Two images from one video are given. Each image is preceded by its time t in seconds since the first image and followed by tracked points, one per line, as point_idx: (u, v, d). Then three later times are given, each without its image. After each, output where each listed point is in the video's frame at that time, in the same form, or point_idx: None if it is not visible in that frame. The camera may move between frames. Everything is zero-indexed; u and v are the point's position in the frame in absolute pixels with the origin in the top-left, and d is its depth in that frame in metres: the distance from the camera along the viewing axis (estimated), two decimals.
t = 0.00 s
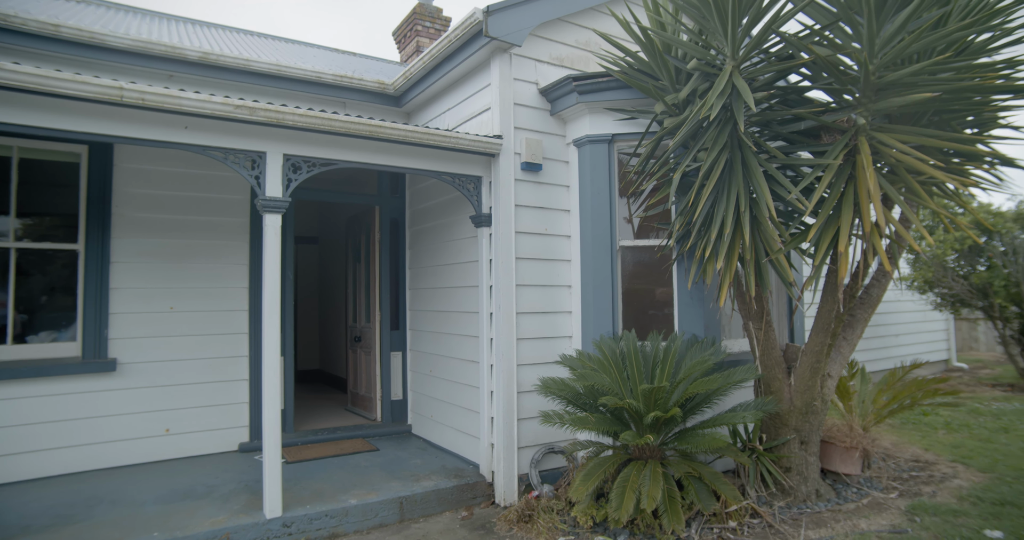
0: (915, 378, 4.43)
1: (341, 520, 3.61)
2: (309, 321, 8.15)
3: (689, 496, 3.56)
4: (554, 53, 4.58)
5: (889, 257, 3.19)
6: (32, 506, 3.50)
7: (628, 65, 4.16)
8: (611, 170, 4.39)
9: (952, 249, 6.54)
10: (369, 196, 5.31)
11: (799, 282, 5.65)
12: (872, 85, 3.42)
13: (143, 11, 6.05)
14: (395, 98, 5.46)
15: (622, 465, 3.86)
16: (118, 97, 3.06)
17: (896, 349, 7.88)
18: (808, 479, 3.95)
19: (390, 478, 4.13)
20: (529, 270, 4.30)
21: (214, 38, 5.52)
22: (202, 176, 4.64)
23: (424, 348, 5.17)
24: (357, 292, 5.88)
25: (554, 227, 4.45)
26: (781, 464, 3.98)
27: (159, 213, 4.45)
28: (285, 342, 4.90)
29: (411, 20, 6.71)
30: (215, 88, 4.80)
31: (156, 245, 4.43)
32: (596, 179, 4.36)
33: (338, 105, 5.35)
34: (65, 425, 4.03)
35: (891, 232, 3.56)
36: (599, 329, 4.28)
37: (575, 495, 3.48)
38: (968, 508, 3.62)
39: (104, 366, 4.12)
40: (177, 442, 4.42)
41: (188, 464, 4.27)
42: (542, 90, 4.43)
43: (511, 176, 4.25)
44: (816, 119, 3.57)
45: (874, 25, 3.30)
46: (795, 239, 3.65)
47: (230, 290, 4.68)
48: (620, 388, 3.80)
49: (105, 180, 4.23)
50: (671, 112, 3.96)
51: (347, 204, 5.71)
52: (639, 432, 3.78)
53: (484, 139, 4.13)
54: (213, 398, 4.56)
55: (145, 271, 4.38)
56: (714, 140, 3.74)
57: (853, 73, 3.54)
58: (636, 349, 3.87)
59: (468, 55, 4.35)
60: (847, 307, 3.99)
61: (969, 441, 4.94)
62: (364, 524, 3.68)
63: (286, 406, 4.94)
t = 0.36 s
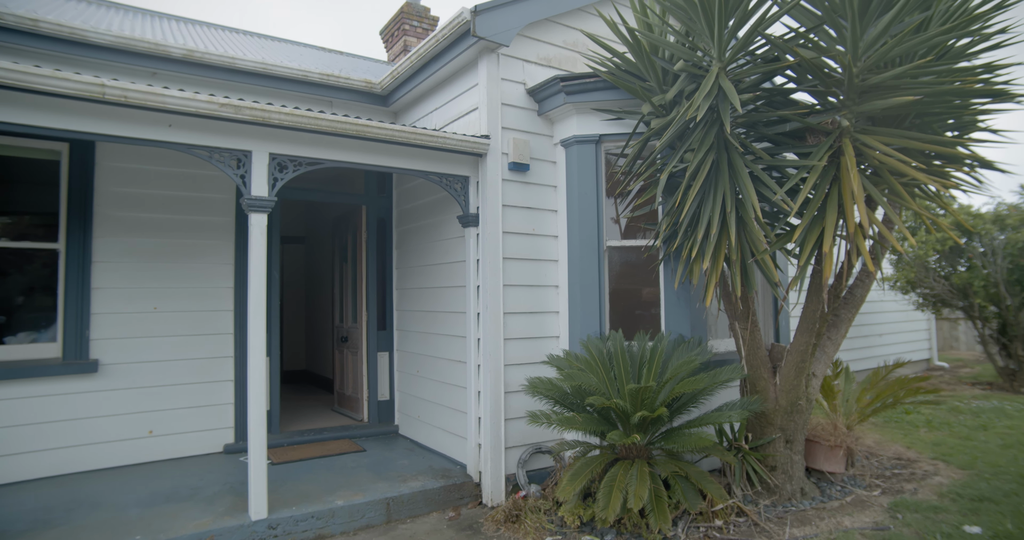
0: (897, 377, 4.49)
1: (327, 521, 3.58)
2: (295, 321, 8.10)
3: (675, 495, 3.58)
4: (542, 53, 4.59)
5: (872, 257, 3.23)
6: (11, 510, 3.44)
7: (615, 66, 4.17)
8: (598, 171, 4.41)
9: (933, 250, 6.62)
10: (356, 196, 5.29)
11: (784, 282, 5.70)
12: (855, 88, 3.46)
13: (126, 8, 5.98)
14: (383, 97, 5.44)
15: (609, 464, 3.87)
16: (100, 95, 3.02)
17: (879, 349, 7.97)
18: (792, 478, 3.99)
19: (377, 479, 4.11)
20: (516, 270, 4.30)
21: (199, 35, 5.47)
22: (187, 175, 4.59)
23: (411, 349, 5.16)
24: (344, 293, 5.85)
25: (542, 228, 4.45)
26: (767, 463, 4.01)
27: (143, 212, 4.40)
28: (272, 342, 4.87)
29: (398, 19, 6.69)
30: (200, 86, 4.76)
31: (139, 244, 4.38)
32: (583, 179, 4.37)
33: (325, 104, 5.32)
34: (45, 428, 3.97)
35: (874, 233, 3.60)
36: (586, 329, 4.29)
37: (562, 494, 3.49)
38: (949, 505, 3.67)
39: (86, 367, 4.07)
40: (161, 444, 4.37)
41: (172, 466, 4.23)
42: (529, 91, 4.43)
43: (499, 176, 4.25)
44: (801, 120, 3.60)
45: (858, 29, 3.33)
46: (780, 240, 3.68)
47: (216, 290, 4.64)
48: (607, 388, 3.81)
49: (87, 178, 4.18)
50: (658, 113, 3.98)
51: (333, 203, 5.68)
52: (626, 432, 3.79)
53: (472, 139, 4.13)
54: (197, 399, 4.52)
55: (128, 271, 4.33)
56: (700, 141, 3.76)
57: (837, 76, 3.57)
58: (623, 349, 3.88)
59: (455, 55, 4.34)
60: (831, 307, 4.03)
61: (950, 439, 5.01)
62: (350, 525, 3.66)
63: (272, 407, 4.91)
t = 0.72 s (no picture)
0: (884, 376, 4.53)
1: (317, 522, 3.57)
2: (285, 321, 8.06)
3: (664, 495, 3.59)
4: (533, 53, 4.59)
5: (860, 257, 3.25)
6: None
7: (606, 67, 4.18)
8: (588, 171, 4.42)
9: (919, 250, 6.68)
10: (346, 196, 5.27)
11: (772, 282, 5.73)
12: (842, 90, 3.48)
13: (113, 5, 5.92)
14: (373, 97, 5.42)
15: (599, 464, 3.88)
16: (86, 93, 2.99)
17: (866, 348, 8.03)
18: (781, 477, 4.01)
19: (367, 480, 4.10)
20: (506, 270, 4.30)
21: (187, 33, 5.43)
22: (175, 174, 4.56)
23: (401, 349, 5.14)
24: (334, 293, 5.83)
25: (532, 228, 4.45)
26: (756, 462, 4.03)
27: (130, 212, 4.37)
28: (260, 342, 4.84)
29: (389, 18, 6.67)
30: (188, 84, 4.72)
31: (127, 243, 4.34)
32: (574, 180, 4.38)
33: (314, 103, 5.30)
34: (29, 429, 3.92)
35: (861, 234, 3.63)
36: (576, 329, 4.30)
37: (553, 494, 3.49)
38: (934, 502, 3.71)
39: (71, 368, 4.03)
40: (148, 445, 4.34)
41: (159, 468, 4.20)
42: (520, 91, 4.43)
43: (489, 176, 4.25)
44: (789, 121, 3.63)
45: (845, 31, 3.36)
46: (769, 240, 3.69)
47: (204, 290, 4.61)
48: (597, 388, 3.82)
49: (73, 177, 4.14)
50: (648, 113, 3.99)
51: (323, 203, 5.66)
52: (615, 431, 3.79)
53: (462, 139, 4.12)
54: (185, 400, 4.49)
55: (115, 270, 4.29)
56: (690, 141, 3.77)
57: (825, 78, 3.60)
58: (612, 349, 3.89)
59: (446, 55, 4.33)
60: (820, 307, 4.05)
61: (935, 437, 5.06)
62: (340, 526, 3.64)
63: (260, 408, 4.88)
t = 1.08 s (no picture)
0: (875, 376, 4.56)
1: (309, 523, 3.55)
2: (277, 321, 8.03)
3: (657, 494, 3.60)
4: (526, 53, 4.59)
5: (851, 257, 3.26)
6: None
7: (599, 67, 4.18)
8: (581, 172, 4.43)
9: (910, 251, 6.74)
10: (339, 196, 5.26)
11: (764, 283, 5.76)
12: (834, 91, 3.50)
13: (103, 3, 5.87)
14: (366, 96, 5.41)
15: (592, 464, 3.88)
16: (75, 91, 2.96)
17: (857, 348, 8.08)
18: (773, 476, 4.03)
19: (360, 480, 4.08)
20: (499, 270, 4.30)
21: (179, 32, 5.39)
22: (166, 173, 4.53)
23: (394, 349, 5.13)
24: (326, 293, 5.81)
25: (525, 228, 4.45)
26: (748, 462, 4.05)
27: (121, 211, 4.34)
28: (252, 342, 4.82)
29: (382, 18, 6.65)
30: (179, 83, 4.70)
31: (117, 243, 4.31)
32: (567, 180, 4.39)
33: (307, 102, 5.28)
34: (18, 431, 3.89)
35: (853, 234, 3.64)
36: (569, 329, 4.30)
37: (546, 494, 3.49)
38: (924, 500, 3.74)
39: (60, 369, 3.99)
40: (139, 446, 4.31)
41: (150, 469, 4.17)
42: (513, 91, 4.43)
43: (482, 176, 4.24)
44: (781, 122, 3.64)
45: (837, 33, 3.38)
46: (762, 241, 3.70)
47: (195, 290, 4.59)
48: (590, 388, 3.82)
49: (62, 176, 4.11)
50: (641, 114, 3.99)
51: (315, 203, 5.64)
52: (608, 431, 3.80)
53: (455, 139, 4.12)
54: (177, 401, 4.46)
55: (105, 270, 4.26)
56: (683, 142, 3.78)
57: (817, 79, 3.62)
58: (605, 349, 3.89)
59: (439, 55, 4.32)
60: (811, 307, 4.07)
61: (925, 436, 5.09)
62: (333, 527, 3.63)
63: (252, 408, 4.86)
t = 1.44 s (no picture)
0: (867, 375, 4.59)
1: (303, 524, 3.54)
2: (271, 320, 8.01)
3: (651, 494, 3.60)
4: (520, 53, 4.59)
5: (844, 258, 3.27)
6: None
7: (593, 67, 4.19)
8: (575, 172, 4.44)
9: (902, 251, 6.78)
10: (333, 195, 5.24)
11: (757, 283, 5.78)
12: (827, 92, 3.52)
13: (95, 1, 5.83)
14: (360, 96, 5.40)
15: (586, 463, 3.88)
16: (66, 90, 2.94)
17: (850, 348, 8.12)
18: (767, 475, 4.04)
19: (353, 481, 4.07)
20: (494, 270, 4.29)
21: (172, 30, 5.37)
22: (159, 173, 4.51)
23: (388, 349, 5.12)
24: (320, 292, 5.79)
25: (520, 228, 4.44)
26: (742, 462, 4.06)
27: (113, 211, 4.32)
28: (246, 342, 4.80)
29: (376, 17, 6.64)
30: (172, 81, 4.67)
31: (110, 243, 4.29)
32: (561, 180, 4.39)
33: (301, 102, 5.26)
34: (8, 432, 3.86)
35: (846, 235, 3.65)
36: (563, 329, 4.30)
37: (540, 494, 3.49)
38: (915, 499, 3.76)
39: (51, 369, 3.96)
40: (131, 447, 4.29)
41: (142, 470, 4.15)
42: (507, 91, 4.43)
43: (477, 176, 4.24)
44: (775, 123, 3.65)
45: (830, 33, 3.39)
46: (756, 241, 3.71)
47: (188, 290, 4.57)
48: (584, 388, 3.82)
49: (53, 175, 4.08)
50: (635, 114, 3.99)
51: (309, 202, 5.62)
52: (602, 431, 3.80)
53: (450, 139, 4.11)
54: (169, 401, 4.44)
55: (97, 270, 4.23)
56: (677, 142, 3.78)
57: (810, 80, 3.63)
58: (599, 349, 3.90)
59: (433, 54, 4.32)
60: (804, 307, 4.08)
61: (917, 435, 5.13)
62: (326, 527, 3.62)
63: (246, 409, 4.84)
